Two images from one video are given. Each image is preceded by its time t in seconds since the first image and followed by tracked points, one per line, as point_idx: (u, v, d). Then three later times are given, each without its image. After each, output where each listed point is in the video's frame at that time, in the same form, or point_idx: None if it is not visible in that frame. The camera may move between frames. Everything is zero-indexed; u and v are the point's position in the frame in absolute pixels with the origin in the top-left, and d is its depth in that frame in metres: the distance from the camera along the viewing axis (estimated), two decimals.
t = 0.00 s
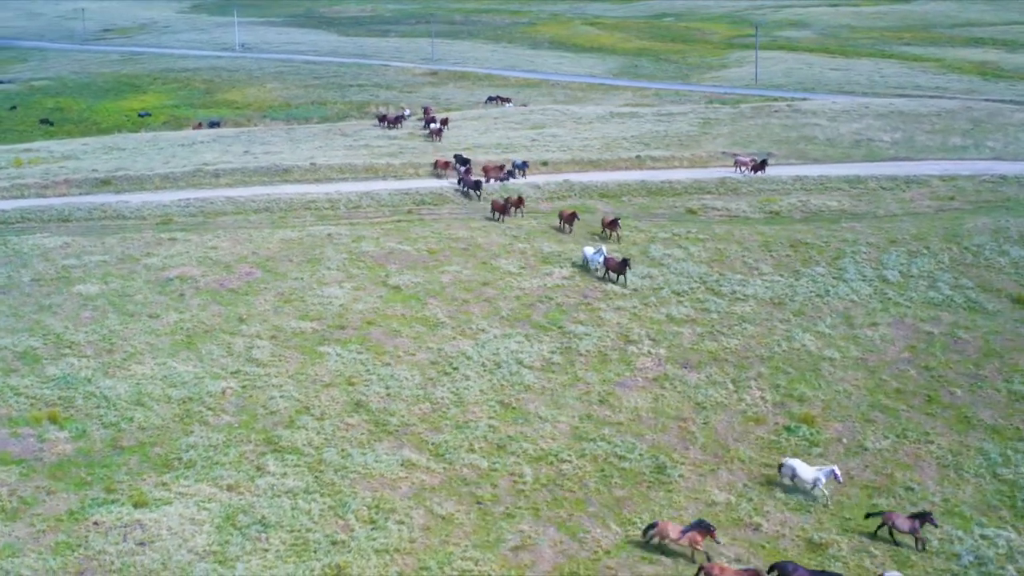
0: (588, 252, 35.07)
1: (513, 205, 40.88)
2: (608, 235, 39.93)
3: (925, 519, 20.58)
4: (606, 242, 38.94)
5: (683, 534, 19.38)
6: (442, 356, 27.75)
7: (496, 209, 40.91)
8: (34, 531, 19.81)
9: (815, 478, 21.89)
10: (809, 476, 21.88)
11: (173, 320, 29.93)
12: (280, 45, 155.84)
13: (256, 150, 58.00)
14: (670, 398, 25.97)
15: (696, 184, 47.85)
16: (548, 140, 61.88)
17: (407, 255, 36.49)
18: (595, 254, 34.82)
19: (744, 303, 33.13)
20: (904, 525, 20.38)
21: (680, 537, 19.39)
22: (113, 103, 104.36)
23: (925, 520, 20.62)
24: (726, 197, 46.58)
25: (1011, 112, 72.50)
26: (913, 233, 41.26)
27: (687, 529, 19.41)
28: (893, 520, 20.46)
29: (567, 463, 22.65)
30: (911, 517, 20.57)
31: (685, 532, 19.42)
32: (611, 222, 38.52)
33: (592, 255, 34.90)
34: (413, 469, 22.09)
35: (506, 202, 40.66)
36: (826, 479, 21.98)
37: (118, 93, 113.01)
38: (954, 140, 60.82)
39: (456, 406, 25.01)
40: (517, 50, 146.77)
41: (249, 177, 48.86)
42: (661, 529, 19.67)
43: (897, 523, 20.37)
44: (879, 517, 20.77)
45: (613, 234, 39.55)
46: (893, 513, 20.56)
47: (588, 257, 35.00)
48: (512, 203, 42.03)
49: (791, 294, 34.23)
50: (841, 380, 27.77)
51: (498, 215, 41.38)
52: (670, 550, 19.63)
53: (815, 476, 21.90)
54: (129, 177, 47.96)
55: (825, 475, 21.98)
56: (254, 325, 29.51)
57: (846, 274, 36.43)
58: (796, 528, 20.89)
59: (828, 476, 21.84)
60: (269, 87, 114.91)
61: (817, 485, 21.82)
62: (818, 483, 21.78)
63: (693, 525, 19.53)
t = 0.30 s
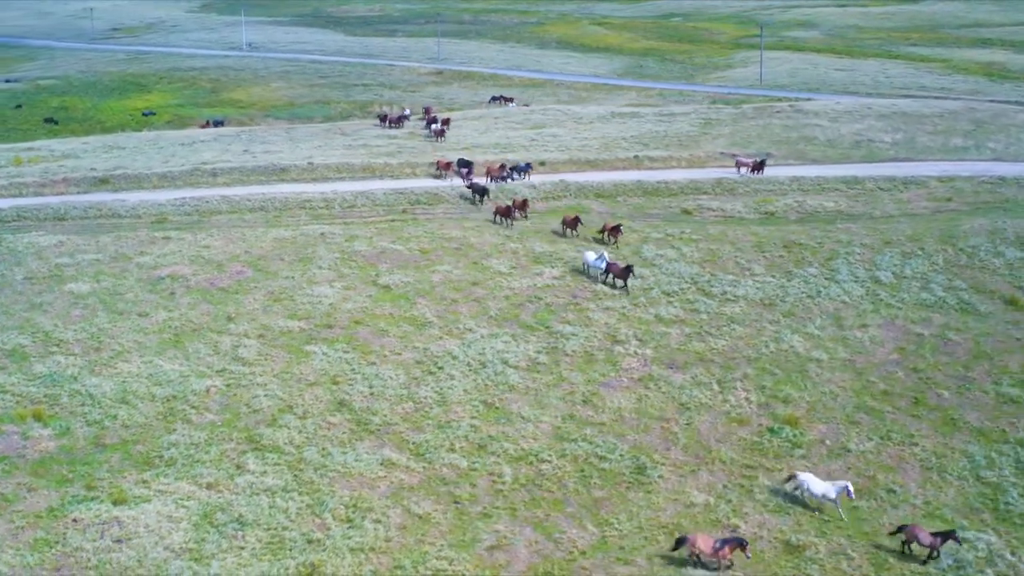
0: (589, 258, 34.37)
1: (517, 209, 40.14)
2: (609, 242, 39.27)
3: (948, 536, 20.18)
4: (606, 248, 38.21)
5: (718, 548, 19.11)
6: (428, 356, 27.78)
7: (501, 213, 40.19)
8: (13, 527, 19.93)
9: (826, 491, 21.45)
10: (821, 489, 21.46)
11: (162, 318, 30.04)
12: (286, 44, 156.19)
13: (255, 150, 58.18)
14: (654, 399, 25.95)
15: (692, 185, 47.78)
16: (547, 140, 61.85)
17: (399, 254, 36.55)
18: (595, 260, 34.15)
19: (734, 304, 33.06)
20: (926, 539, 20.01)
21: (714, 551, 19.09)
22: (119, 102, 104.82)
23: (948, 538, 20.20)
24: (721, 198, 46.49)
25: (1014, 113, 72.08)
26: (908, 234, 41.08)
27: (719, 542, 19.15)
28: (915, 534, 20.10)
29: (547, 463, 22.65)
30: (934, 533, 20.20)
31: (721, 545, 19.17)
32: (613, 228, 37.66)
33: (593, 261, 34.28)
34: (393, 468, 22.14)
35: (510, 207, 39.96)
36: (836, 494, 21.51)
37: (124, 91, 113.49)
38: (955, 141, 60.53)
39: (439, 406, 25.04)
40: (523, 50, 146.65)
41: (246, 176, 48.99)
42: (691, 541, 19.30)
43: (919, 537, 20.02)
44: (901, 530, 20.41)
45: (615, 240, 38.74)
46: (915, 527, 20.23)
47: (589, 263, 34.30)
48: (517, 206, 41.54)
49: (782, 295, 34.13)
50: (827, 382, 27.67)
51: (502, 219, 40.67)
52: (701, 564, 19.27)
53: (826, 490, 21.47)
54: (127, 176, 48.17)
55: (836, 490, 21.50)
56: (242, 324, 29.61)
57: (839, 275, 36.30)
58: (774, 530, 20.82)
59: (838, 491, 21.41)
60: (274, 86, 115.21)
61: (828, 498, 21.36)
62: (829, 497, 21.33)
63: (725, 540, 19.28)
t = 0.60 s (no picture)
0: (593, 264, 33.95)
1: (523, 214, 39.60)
2: (614, 246, 38.37)
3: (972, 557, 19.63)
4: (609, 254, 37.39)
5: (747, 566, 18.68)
6: (414, 355, 27.82)
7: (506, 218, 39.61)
8: None
9: (842, 503, 21.09)
10: (836, 500, 21.15)
11: (151, 316, 30.18)
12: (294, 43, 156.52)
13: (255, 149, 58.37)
14: (638, 399, 25.93)
15: (688, 185, 47.72)
16: (547, 140, 61.84)
17: (391, 253, 36.61)
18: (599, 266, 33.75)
19: (724, 304, 33.00)
20: (949, 560, 19.39)
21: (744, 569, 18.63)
22: (124, 101, 105.24)
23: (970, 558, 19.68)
24: (717, 198, 46.41)
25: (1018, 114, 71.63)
26: (904, 235, 40.89)
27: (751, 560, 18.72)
28: (938, 555, 19.49)
29: (526, 463, 22.65)
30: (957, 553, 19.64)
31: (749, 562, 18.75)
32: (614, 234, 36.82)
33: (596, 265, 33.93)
34: (372, 467, 22.17)
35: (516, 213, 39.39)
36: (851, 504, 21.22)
37: (130, 90, 113.97)
38: (956, 141, 60.22)
39: (421, 405, 25.07)
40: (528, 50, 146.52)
41: (243, 175, 49.13)
42: (720, 557, 18.81)
43: (941, 557, 19.41)
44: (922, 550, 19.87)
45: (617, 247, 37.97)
46: (937, 547, 19.61)
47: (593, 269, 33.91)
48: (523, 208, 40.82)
49: (773, 295, 34.05)
50: (814, 383, 27.58)
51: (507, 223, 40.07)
52: None
53: (840, 501, 21.15)
54: (125, 175, 48.41)
55: (852, 501, 21.18)
56: (231, 322, 29.69)
57: (831, 275, 36.18)
58: (752, 531, 20.74)
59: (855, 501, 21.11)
60: (279, 85, 115.48)
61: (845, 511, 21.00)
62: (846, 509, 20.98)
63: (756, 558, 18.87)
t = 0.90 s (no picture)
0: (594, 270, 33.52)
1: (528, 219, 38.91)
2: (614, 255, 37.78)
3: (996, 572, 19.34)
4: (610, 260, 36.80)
5: None
6: (400, 354, 27.88)
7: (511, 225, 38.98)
8: None
9: (855, 516, 20.63)
10: (848, 513, 20.68)
11: (139, 315, 30.31)
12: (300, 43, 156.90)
13: (254, 148, 58.55)
14: (622, 399, 25.93)
15: (684, 185, 47.65)
16: (546, 140, 61.83)
17: (383, 252, 36.69)
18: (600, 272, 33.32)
19: (713, 305, 32.95)
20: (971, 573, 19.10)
21: None
22: (129, 100, 105.66)
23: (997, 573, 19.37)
24: (713, 198, 46.35)
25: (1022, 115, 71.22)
26: (898, 235, 40.72)
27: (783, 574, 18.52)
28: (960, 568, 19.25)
29: (506, 462, 22.67)
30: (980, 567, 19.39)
31: None
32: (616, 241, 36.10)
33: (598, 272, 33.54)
34: (352, 466, 22.23)
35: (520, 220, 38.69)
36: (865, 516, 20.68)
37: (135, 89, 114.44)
38: (957, 142, 59.94)
39: (404, 404, 25.12)
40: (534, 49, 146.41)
41: (240, 174, 49.28)
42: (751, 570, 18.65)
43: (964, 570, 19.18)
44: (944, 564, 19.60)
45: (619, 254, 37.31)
46: (960, 560, 19.40)
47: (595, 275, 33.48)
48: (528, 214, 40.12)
49: (763, 296, 33.99)
50: (799, 384, 27.52)
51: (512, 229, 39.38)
52: None
53: (853, 513, 20.69)
54: (122, 173, 48.64)
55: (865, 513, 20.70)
56: (219, 321, 29.80)
57: (823, 276, 36.08)
58: (729, 532, 20.70)
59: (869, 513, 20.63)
60: (284, 85, 115.73)
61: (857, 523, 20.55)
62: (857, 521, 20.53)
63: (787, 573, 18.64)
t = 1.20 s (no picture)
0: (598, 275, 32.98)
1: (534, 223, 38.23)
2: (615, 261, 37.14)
3: None
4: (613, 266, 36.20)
5: None
6: (386, 353, 27.93)
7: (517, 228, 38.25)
8: None
9: (870, 528, 20.43)
10: (864, 525, 20.46)
11: (129, 313, 30.45)
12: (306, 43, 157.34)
13: (253, 147, 58.71)
14: (605, 398, 25.93)
15: (681, 185, 47.58)
16: (545, 140, 61.84)
17: (375, 251, 36.76)
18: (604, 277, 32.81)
19: (703, 305, 32.90)
20: None
21: None
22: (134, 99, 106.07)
23: None
24: (709, 198, 46.27)
25: None
26: (893, 236, 40.55)
27: None
28: None
29: (486, 461, 22.69)
30: None
31: None
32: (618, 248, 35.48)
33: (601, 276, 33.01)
34: (331, 464, 22.30)
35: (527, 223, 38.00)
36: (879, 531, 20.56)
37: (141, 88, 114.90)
38: (957, 143, 59.66)
39: (387, 403, 25.17)
40: (539, 50, 146.37)
41: (237, 174, 49.43)
42: None
43: None
44: None
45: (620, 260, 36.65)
46: None
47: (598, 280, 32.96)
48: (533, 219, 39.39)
49: (753, 296, 33.92)
50: (785, 385, 27.45)
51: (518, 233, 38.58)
52: None
53: (868, 526, 20.50)
54: (120, 172, 48.86)
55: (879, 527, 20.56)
56: (208, 320, 29.91)
57: (815, 276, 35.98)
58: (707, 533, 20.67)
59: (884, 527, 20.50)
60: (289, 84, 116.04)
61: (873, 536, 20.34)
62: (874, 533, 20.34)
63: None
